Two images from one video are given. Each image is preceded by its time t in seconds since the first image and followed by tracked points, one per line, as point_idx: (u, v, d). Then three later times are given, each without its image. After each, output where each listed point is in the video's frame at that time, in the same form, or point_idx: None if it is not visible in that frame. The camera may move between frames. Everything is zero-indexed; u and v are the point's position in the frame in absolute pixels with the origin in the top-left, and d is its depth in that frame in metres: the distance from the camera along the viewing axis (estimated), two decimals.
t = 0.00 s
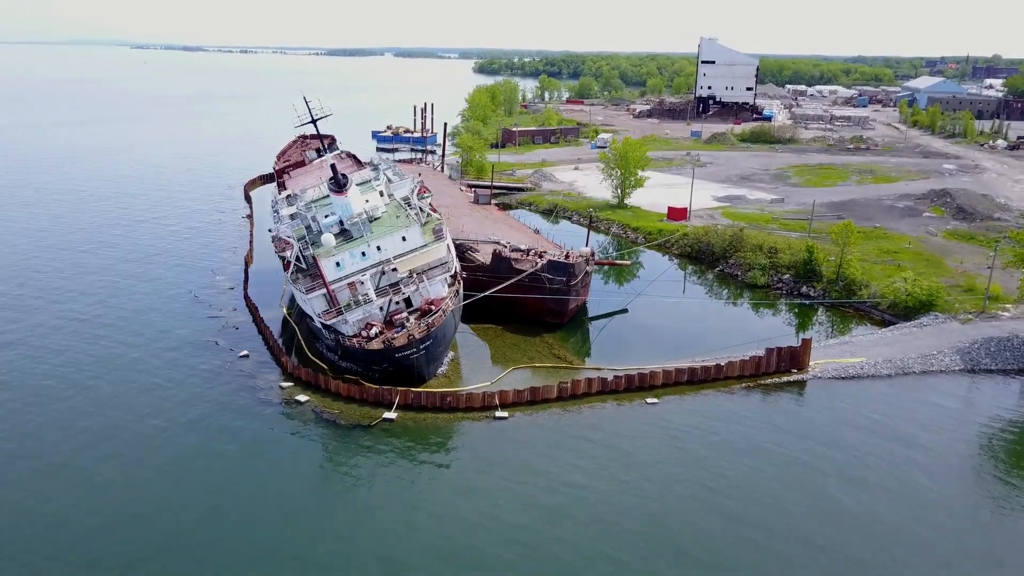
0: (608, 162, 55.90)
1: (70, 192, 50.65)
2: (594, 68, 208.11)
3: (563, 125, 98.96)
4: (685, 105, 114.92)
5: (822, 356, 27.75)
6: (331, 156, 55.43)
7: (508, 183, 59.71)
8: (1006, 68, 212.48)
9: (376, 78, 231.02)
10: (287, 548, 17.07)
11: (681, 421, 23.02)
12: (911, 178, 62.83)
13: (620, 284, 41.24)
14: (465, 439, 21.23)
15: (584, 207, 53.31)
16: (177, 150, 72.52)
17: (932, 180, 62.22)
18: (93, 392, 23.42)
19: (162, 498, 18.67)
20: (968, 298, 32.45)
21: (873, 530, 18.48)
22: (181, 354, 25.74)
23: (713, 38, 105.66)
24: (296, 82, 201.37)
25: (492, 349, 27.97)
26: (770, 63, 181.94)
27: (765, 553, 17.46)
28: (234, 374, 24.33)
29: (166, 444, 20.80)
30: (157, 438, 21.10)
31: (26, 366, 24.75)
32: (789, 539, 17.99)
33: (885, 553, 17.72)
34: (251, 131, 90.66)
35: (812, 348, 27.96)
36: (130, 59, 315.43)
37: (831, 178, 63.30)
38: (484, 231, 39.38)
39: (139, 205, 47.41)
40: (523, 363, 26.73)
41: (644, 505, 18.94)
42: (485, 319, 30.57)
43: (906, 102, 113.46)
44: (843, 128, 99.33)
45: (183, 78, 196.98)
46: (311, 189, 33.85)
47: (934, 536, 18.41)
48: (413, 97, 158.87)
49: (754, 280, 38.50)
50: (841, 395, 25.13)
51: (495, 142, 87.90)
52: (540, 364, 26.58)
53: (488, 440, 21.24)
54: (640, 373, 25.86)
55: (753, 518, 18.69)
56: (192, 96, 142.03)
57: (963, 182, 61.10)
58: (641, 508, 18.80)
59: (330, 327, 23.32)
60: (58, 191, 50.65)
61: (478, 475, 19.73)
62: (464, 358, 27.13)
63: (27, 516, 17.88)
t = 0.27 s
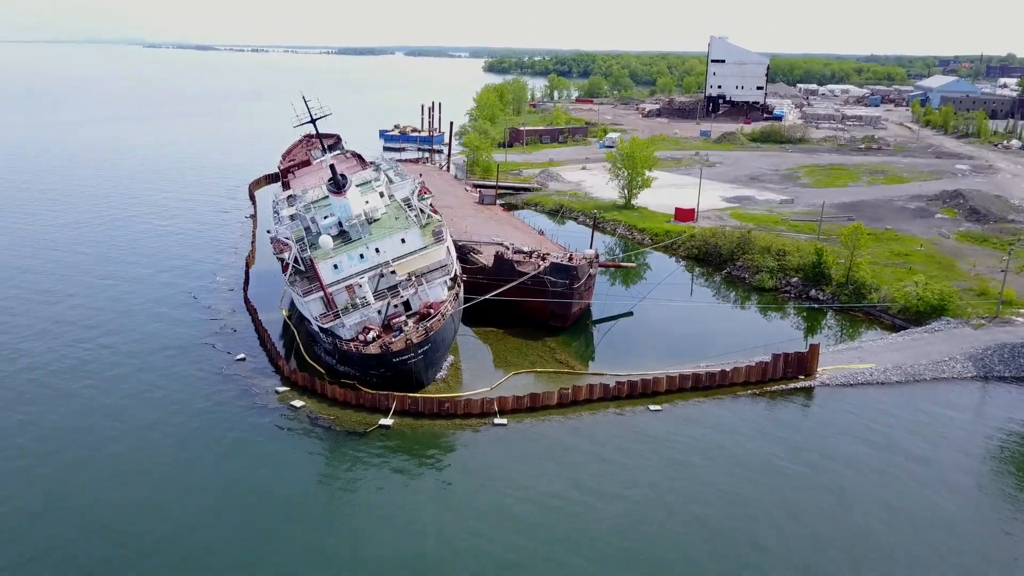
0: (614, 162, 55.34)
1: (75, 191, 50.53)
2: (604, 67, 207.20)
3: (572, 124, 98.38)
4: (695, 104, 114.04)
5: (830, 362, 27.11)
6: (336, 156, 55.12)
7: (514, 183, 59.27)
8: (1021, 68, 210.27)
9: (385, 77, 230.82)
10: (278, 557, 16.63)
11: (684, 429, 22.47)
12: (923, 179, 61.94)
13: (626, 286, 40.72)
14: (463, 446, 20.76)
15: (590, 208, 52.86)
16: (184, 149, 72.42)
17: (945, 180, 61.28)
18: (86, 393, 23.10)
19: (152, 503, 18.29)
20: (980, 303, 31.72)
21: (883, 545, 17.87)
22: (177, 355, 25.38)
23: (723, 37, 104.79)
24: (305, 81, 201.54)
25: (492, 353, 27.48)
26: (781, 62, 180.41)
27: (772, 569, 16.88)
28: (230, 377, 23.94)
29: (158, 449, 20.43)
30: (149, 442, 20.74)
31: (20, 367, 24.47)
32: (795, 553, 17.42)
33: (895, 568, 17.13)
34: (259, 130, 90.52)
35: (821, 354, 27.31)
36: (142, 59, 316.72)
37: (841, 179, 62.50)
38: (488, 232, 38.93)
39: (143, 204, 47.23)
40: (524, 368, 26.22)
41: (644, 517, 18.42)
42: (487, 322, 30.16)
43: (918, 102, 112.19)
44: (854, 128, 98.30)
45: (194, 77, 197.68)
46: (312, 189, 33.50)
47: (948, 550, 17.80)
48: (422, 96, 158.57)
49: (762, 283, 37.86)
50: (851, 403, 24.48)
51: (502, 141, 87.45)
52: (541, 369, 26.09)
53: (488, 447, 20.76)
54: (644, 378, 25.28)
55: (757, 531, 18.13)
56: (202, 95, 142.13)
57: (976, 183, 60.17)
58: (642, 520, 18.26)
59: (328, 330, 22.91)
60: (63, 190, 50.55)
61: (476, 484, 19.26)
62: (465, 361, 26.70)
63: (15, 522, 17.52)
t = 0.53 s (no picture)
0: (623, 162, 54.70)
1: (83, 190, 50.53)
2: (617, 66, 206.11)
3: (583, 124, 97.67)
4: (708, 103, 112.96)
5: (842, 370, 26.37)
6: (344, 156, 54.83)
7: (523, 184, 58.76)
8: None
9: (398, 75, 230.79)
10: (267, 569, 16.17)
11: (689, 438, 21.83)
12: (940, 180, 60.79)
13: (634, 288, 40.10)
14: (461, 455, 20.23)
15: (599, 209, 52.27)
16: (194, 149, 72.47)
17: (962, 182, 60.09)
18: (80, 395, 22.79)
19: (141, 510, 17.92)
20: (998, 308, 30.83)
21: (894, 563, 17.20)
22: (174, 356, 25.04)
23: (737, 35, 103.66)
24: (318, 80, 201.85)
25: (494, 358, 26.93)
26: (797, 60, 178.57)
27: None
28: (226, 379, 23.57)
29: (150, 454, 20.07)
30: (142, 447, 20.39)
31: (16, 368, 24.21)
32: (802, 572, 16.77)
33: None
34: (269, 129, 90.55)
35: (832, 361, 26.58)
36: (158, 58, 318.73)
37: (855, 180, 61.49)
38: (493, 234, 38.43)
39: (150, 204, 47.13)
40: (525, 374, 25.66)
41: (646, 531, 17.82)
42: (491, 326, 29.66)
43: (935, 100, 110.44)
44: (870, 128, 96.92)
45: (208, 77, 198.48)
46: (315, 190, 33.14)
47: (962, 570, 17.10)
48: (433, 95, 158.38)
49: (773, 287, 37.12)
50: (863, 412, 23.75)
51: (512, 141, 86.90)
52: (543, 374, 25.52)
53: (486, 456, 20.22)
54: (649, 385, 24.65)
55: (762, 548, 17.49)
56: (215, 94, 142.54)
57: (995, 184, 58.97)
58: (643, 535, 17.67)
59: (326, 335, 22.48)
60: (71, 189, 50.58)
61: (473, 494, 18.72)
62: (466, 366, 26.22)
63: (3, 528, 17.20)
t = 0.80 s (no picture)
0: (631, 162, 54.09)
1: (91, 189, 50.52)
2: (629, 65, 205.02)
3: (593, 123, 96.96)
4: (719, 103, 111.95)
5: (851, 377, 25.73)
6: (350, 155, 54.54)
7: (531, 184, 58.27)
8: None
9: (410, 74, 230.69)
10: None
11: (693, 446, 21.28)
12: (954, 181, 59.76)
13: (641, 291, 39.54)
14: (458, 463, 19.77)
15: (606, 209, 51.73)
16: (203, 148, 72.44)
17: (977, 183, 59.07)
18: (74, 398, 22.51)
19: (129, 517, 17.55)
20: (1013, 313, 30.05)
21: None
22: (170, 359, 24.74)
23: (749, 34, 102.60)
24: (329, 79, 202.02)
25: (495, 362, 26.47)
26: (811, 59, 176.90)
27: None
28: (222, 382, 23.23)
29: (142, 459, 19.72)
30: (134, 451, 20.06)
31: (11, 370, 23.96)
32: None
33: None
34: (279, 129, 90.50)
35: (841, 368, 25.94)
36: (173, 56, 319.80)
37: (868, 180, 60.58)
38: (498, 235, 37.98)
39: (155, 203, 47.00)
40: (527, 379, 25.18)
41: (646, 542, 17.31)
42: (493, 330, 29.23)
43: (951, 100, 108.91)
44: (883, 127, 95.68)
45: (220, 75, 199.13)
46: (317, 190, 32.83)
47: None
48: (444, 94, 158.05)
49: (782, 290, 36.46)
50: (873, 420, 23.09)
51: (522, 140, 86.39)
52: (545, 380, 25.03)
53: (483, 464, 19.75)
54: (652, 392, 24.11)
55: (766, 561, 16.93)
56: (226, 93, 142.76)
57: (1011, 185, 57.90)
58: (643, 547, 17.15)
59: (323, 339, 22.10)
60: (78, 188, 50.58)
61: (469, 503, 18.26)
62: (467, 370, 25.78)
63: None
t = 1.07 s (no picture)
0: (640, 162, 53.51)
1: (98, 188, 50.53)
2: (640, 64, 203.92)
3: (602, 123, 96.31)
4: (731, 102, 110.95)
5: (860, 385, 25.10)
6: (357, 155, 54.28)
7: (538, 184, 57.80)
8: None
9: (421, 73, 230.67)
10: None
11: (696, 454, 20.73)
12: (969, 182, 58.73)
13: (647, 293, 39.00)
14: (455, 471, 19.35)
15: (614, 210, 51.20)
16: (211, 146, 72.45)
17: (992, 184, 58.07)
18: (69, 400, 22.22)
19: (119, 524, 17.23)
20: None
21: None
22: (167, 361, 24.45)
23: (761, 32, 101.57)
24: (341, 78, 202.13)
25: (496, 366, 26.03)
26: (824, 58, 175.36)
27: None
28: (218, 385, 22.92)
29: (134, 464, 19.41)
30: (126, 456, 19.75)
31: (6, 370, 23.71)
32: None
33: None
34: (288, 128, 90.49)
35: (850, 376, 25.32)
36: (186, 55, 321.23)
37: (880, 181, 59.66)
38: (502, 236, 37.54)
39: (161, 202, 46.91)
40: (528, 384, 24.72)
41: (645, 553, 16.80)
42: (495, 333, 28.79)
43: (966, 100, 107.36)
44: (897, 127, 94.44)
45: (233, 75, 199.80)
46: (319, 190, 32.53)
47: None
48: (454, 93, 157.68)
49: (791, 293, 35.83)
50: (882, 429, 22.45)
51: (530, 140, 85.91)
52: (546, 385, 24.56)
53: (480, 472, 19.32)
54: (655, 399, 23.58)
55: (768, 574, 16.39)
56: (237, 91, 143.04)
57: None
58: (643, 558, 16.65)
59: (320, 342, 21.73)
60: (85, 187, 50.61)
61: (464, 513, 17.83)
62: (467, 374, 25.36)
63: None
